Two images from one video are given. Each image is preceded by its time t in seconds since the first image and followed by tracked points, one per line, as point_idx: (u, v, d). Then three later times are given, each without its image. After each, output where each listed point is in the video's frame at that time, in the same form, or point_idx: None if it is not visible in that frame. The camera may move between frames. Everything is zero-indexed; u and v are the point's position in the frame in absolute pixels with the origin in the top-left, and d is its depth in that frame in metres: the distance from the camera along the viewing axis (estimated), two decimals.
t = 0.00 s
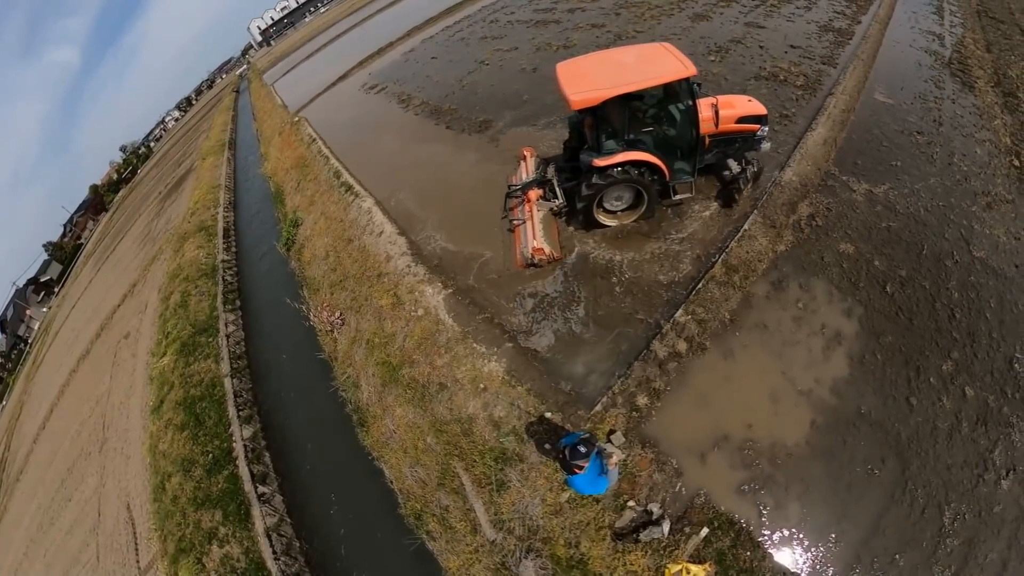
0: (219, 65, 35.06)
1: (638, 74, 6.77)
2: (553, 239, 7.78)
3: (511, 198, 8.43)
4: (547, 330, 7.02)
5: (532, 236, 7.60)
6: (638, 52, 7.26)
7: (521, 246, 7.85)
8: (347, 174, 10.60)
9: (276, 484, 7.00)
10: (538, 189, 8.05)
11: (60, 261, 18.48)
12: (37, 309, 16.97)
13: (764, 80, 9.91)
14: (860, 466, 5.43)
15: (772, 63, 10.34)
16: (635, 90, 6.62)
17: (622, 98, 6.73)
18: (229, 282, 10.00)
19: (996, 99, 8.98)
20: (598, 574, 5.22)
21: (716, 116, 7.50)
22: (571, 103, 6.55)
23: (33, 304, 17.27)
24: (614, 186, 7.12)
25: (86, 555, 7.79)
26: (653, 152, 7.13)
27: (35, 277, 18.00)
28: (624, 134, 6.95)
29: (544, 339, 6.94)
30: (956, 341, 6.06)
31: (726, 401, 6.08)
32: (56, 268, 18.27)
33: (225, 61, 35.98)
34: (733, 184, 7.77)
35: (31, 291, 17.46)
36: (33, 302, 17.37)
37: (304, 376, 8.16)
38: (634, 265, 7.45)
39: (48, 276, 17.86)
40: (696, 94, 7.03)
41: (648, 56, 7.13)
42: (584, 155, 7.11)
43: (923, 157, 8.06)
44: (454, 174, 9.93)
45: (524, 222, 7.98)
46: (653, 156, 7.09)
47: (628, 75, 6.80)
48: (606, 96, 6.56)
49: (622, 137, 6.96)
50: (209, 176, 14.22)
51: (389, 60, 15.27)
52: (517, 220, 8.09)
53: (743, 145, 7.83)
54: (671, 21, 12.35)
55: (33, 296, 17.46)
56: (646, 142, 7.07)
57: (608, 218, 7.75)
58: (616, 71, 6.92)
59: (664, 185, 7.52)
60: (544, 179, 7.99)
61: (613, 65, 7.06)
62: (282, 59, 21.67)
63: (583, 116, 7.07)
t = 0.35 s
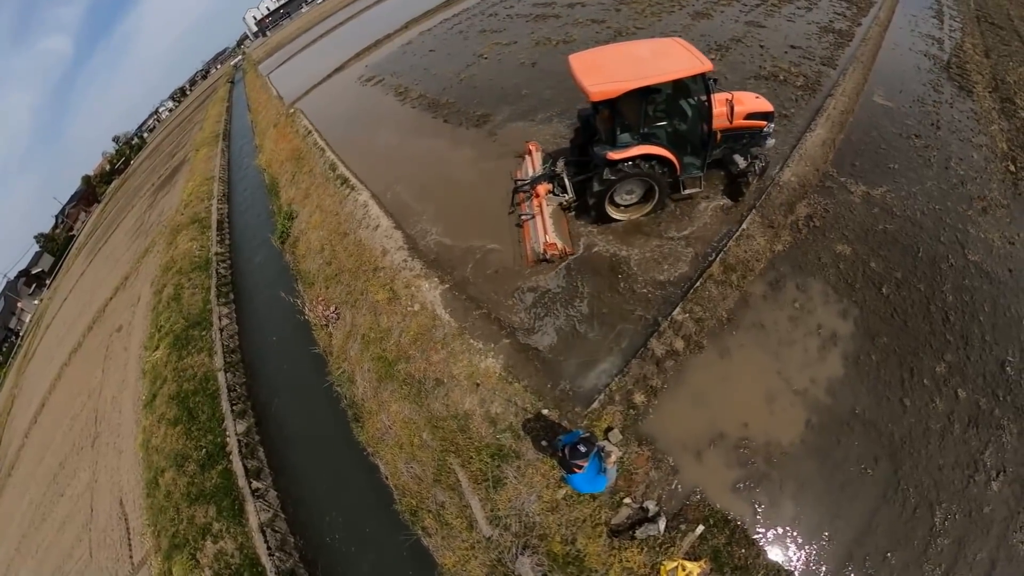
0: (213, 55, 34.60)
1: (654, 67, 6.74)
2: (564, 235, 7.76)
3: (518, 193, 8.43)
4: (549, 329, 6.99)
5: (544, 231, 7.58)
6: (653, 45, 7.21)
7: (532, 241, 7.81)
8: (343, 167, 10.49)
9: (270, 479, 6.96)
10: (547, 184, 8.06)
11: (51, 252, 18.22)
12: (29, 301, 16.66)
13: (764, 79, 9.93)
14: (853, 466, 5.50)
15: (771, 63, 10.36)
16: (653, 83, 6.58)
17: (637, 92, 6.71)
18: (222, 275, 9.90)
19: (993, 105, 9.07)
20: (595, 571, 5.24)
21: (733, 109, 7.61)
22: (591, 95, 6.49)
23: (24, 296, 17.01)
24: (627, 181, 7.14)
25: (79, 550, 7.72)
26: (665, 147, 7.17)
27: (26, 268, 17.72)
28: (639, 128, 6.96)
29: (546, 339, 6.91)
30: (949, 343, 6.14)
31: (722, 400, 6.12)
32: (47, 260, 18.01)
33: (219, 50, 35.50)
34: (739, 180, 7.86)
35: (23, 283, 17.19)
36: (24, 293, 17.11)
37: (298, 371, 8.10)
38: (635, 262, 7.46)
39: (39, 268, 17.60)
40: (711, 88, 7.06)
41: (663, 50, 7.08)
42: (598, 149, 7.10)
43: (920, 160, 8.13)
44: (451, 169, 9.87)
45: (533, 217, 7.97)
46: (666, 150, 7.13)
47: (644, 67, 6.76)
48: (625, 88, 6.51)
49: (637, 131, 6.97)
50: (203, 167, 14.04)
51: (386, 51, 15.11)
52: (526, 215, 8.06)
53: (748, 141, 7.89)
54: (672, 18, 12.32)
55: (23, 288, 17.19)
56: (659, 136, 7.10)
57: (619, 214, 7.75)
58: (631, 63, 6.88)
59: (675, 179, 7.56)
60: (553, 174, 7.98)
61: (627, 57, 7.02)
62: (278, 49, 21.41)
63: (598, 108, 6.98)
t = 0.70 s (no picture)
0: (218, 55, 34.77)
1: (672, 70, 6.77)
2: (581, 238, 7.70)
3: (530, 194, 8.21)
4: (553, 331, 6.99)
5: (562, 236, 7.45)
6: (667, 49, 7.24)
7: (548, 245, 7.69)
8: (346, 168, 10.52)
9: (269, 478, 6.96)
10: (560, 186, 7.82)
11: (54, 249, 18.27)
12: (31, 297, 16.72)
13: (767, 84, 9.93)
14: (854, 471, 5.48)
15: (775, 67, 10.37)
16: (671, 85, 6.60)
17: (660, 93, 6.70)
18: (224, 274, 9.93)
19: (997, 110, 9.06)
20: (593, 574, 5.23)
21: (746, 112, 7.63)
22: (611, 97, 6.49)
23: (25, 292, 17.05)
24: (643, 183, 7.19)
25: (77, 547, 7.72)
26: (680, 148, 7.23)
27: (29, 265, 17.76)
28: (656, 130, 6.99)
29: (550, 341, 6.91)
30: (951, 349, 6.13)
31: (722, 403, 6.11)
32: (50, 257, 18.06)
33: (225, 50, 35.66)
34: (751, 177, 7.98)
35: (25, 279, 17.23)
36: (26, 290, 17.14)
37: (299, 371, 8.10)
38: (638, 263, 7.48)
39: (42, 265, 17.64)
40: (722, 90, 7.01)
41: (677, 53, 7.12)
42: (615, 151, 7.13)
43: (923, 165, 8.12)
44: (454, 170, 9.88)
45: (548, 220, 7.78)
46: (682, 151, 7.20)
47: (662, 70, 6.78)
48: (646, 90, 6.52)
49: (653, 133, 7.00)
50: (207, 167, 14.08)
51: (390, 53, 15.17)
52: (540, 218, 7.88)
53: (754, 140, 7.92)
54: (675, 22, 12.35)
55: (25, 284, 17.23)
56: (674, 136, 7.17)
57: (634, 214, 7.79)
58: (649, 66, 6.89)
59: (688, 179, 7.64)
60: (567, 176, 7.75)
61: (644, 60, 7.04)
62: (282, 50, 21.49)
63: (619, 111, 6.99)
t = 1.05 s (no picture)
0: (218, 65, 35.06)
1: (677, 67, 6.77)
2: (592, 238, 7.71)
3: (538, 196, 8.22)
4: (555, 332, 6.99)
5: (574, 238, 7.48)
6: (670, 45, 7.25)
7: (560, 247, 7.72)
8: (346, 174, 10.57)
9: (274, 484, 6.99)
10: (568, 188, 7.86)
11: (58, 261, 18.42)
12: (35, 309, 16.87)
13: (764, 80, 9.91)
14: (859, 467, 5.44)
15: (771, 64, 10.35)
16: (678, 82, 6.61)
17: (668, 89, 6.70)
18: (227, 283, 10.00)
19: (995, 101, 9.00)
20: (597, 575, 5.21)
21: (751, 106, 7.44)
22: (621, 96, 6.48)
23: (30, 304, 17.18)
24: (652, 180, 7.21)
25: (84, 556, 7.77)
26: (686, 144, 7.26)
27: (34, 276, 17.92)
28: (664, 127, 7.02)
29: (553, 342, 6.91)
30: (954, 342, 6.07)
31: (725, 402, 6.09)
32: (55, 268, 18.20)
33: (225, 59, 35.92)
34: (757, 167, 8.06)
35: (30, 291, 17.37)
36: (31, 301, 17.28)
37: (303, 377, 8.13)
38: (640, 262, 7.47)
39: (47, 276, 17.79)
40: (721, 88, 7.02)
41: (681, 49, 7.13)
42: (623, 150, 7.13)
43: (922, 158, 8.07)
44: (454, 174, 9.92)
45: (558, 222, 7.80)
46: (689, 147, 7.26)
47: (667, 68, 6.78)
48: (654, 88, 6.52)
49: (660, 130, 7.02)
50: (208, 176, 14.19)
51: (387, 59, 15.25)
52: (550, 220, 7.91)
53: (756, 133, 7.84)
54: (671, 21, 12.36)
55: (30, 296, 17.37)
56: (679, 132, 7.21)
57: (644, 212, 7.78)
58: (654, 64, 6.89)
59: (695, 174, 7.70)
60: (575, 177, 7.78)
61: (648, 58, 7.03)
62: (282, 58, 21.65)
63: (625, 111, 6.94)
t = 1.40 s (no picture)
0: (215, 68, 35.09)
1: (683, 59, 6.77)
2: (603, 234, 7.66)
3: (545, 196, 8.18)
4: (554, 330, 7.00)
5: (587, 234, 7.44)
6: (671, 38, 7.25)
7: (572, 245, 7.67)
8: (344, 176, 10.57)
9: (278, 487, 7.02)
10: (576, 185, 7.83)
11: (59, 267, 18.49)
12: (37, 316, 16.93)
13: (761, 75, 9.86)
14: (861, 463, 5.42)
15: (768, 58, 10.30)
16: (686, 75, 6.62)
17: (680, 81, 6.73)
18: (228, 287, 10.02)
19: (994, 92, 8.94)
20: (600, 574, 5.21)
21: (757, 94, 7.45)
22: (632, 90, 6.45)
23: (32, 311, 17.25)
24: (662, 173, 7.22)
25: (91, 561, 7.82)
26: (693, 135, 7.28)
27: (35, 283, 17.98)
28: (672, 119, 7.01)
29: (552, 339, 6.93)
30: (955, 335, 6.05)
31: (725, 399, 6.07)
32: (56, 275, 18.27)
33: (222, 63, 35.96)
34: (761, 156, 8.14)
35: (31, 298, 17.43)
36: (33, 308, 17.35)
37: (304, 380, 8.16)
38: (638, 260, 7.46)
39: (48, 283, 17.85)
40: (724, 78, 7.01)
41: (682, 42, 7.14)
42: (633, 143, 7.10)
43: (921, 151, 8.03)
44: (452, 174, 9.90)
45: (568, 221, 7.76)
46: (696, 138, 7.27)
47: (673, 60, 6.78)
48: (664, 80, 6.51)
49: (668, 123, 7.01)
50: (207, 180, 14.21)
51: (384, 60, 15.24)
52: (560, 219, 7.86)
53: (758, 120, 7.73)
54: (666, 17, 12.31)
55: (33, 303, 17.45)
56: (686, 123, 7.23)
57: (653, 205, 7.80)
58: (659, 57, 6.88)
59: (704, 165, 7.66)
60: (583, 174, 7.72)
61: (652, 51, 7.02)
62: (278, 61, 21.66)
63: (637, 103, 6.93)
